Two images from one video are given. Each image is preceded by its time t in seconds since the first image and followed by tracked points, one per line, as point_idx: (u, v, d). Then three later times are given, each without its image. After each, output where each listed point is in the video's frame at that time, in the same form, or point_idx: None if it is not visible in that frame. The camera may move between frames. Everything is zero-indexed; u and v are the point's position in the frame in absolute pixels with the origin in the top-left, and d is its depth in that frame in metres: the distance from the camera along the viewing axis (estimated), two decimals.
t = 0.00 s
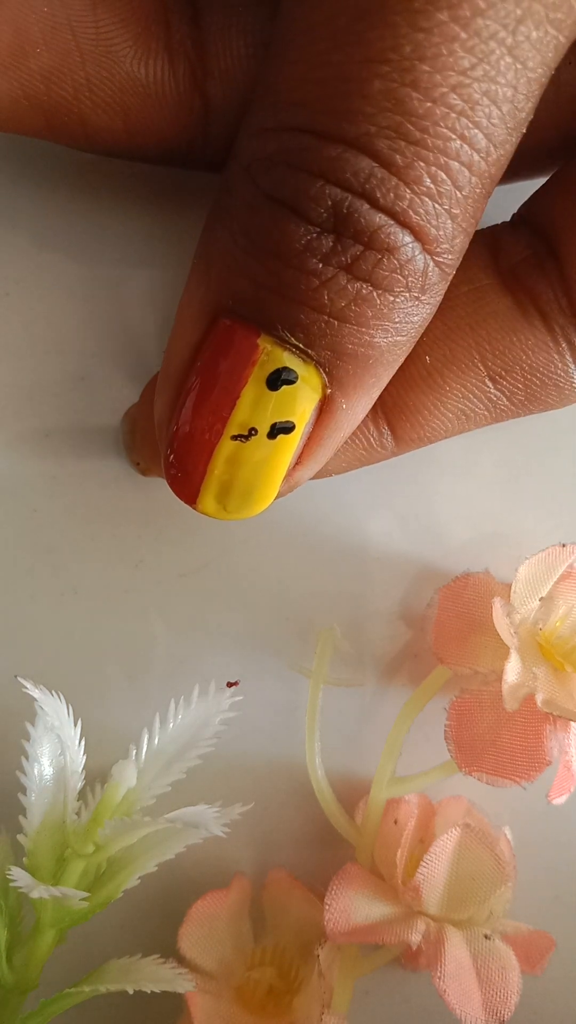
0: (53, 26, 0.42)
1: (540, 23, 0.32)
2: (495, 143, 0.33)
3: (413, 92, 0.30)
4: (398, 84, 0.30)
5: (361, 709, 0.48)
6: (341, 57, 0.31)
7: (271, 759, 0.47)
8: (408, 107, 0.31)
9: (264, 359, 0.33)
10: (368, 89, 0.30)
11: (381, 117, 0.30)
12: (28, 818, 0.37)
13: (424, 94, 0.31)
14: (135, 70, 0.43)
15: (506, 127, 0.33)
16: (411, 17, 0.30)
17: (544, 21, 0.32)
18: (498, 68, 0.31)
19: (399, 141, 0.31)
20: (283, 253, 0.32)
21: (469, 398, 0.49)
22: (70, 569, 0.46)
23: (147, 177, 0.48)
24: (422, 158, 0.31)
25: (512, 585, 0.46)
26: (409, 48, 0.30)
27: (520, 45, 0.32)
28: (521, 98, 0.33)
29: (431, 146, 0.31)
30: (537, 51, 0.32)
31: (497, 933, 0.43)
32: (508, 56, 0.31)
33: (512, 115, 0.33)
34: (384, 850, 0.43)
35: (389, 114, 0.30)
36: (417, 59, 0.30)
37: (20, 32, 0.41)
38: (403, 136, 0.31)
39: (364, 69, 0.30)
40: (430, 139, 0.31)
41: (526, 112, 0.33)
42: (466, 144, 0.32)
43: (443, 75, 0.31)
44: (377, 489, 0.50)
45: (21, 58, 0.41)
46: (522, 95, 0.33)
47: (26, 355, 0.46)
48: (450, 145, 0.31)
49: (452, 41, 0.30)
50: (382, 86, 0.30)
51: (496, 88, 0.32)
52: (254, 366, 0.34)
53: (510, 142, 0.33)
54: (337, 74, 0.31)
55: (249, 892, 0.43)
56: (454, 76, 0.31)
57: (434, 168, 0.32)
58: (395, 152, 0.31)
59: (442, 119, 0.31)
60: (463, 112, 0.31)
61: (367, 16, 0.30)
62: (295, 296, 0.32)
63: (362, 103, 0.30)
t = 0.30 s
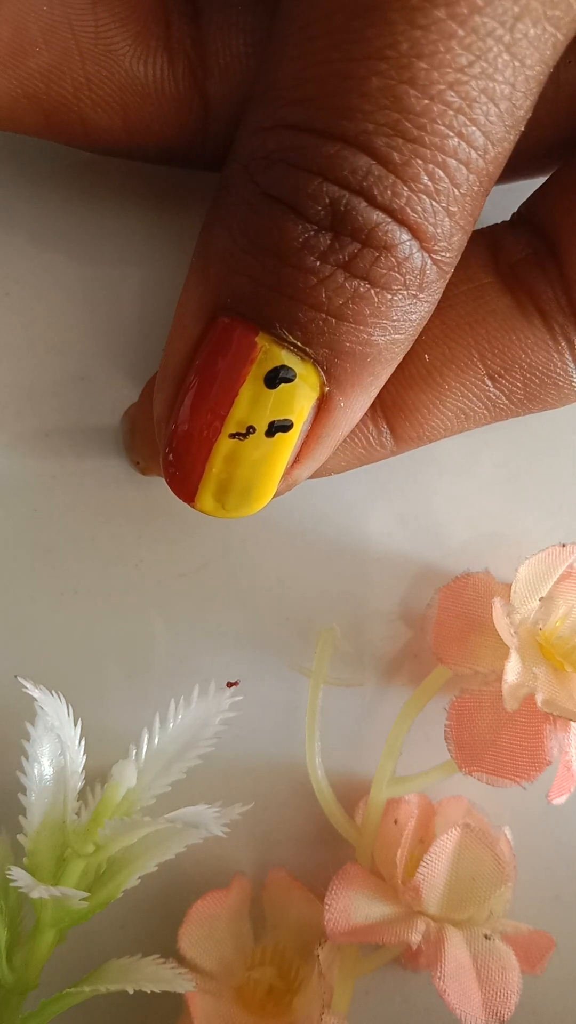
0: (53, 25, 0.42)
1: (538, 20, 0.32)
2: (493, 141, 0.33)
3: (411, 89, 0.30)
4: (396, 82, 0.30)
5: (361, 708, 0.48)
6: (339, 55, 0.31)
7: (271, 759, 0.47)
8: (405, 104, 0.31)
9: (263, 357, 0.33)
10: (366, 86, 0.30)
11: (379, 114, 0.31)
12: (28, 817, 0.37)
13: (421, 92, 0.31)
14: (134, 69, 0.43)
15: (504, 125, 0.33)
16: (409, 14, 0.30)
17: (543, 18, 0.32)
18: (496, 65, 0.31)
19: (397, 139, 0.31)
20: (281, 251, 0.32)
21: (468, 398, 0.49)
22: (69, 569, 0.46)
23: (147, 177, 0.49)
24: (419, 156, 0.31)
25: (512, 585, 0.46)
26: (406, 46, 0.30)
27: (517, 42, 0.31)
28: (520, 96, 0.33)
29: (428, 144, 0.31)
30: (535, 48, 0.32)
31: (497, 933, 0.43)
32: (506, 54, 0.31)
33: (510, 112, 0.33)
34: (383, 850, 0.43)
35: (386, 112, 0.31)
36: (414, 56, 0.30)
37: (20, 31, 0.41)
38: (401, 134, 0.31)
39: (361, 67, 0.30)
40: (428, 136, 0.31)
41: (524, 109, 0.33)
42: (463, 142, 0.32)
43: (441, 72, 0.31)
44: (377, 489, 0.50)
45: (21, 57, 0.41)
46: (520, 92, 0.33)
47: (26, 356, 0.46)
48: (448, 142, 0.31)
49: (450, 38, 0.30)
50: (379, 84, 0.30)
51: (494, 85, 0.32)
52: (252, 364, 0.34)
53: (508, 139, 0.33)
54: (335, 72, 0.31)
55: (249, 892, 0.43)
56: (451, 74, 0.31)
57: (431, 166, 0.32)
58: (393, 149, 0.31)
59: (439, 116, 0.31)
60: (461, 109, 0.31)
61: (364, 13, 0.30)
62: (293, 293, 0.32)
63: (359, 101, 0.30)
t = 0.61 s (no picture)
0: (53, 25, 0.42)
1: (539, 21, 0.32)
2: (494, 141, 0.33)
3: (412, 89, 0.30)
4: (397, 82, 0.30)
5: (361, 708, 0.48)
6: (341, 55, 0.31)
7: (271, 759, 0.47)
8: (407, 104, 0.30)
9: (263, 357, 0.33)
10: (367, 86, 0.30)
11: (380, 114, 0.30)
12: (28, 817, 0.37)
13: (422, 91, 0.30)
14: (134, 68, 0.43)
15: (505, 124, 0.33)
16: (410, 14, 0.30)
17: (543, 19, 0.32)
18: (497, 64, 0.31)
19: (398, 139, 0.31)
20: (282, 251, 0.32)
21: (468, 397, 0.49)
22: (70, 569, 0.46)
23: (147, 177, 0.49)
24: (419, 156, 0.31)
25: (512, 585, 0.46)
26: (407, 45, 0.30)
27: (518, 42, 0.32)
28: (520, 96, 0.33)
29: (429, 144, 0.31)
30: (535, 48, 0.32)
31: (496, 933, 0.43)
32: (507, 53, 0.32)
33: (510, 112, 0.33)
34: (384, 850, 0.43)
35: (387, 112, 0.30)
36: (416, 56, 0.30)
37: (20, 31, 0.41)
38: (401, 134, 0.31)
39: (363, 66, 0.30)
40: (429, 136, 0.31)
41: (524, 110, 0.33)
42: (464, 142, 0.32)
43: (442, 72, 0.31)
44: (377, 488, 0.50)
45: (21, 56, 0.41)
46: (520, 92, 0.33)
47: (26, 355, 0.46)
48: (448, 143, 0.31)
49: (451, 38, 0.30)
50: (381, 84, 0.30)
51: (495, 85, 0.32)
52: (253, 363, 0.33)
53: (509, 139, 0.33)
54: (336, 72, 0.31)
55: (249, 892, 0.43)
56: (452, 73, 0.31)
57: (432, 166, 0.32)
58: (394, 149, 0.31)
59: (440, 116, 0.31)
60: (461, 109, 0.31)
61: (366, 13, 0.30)
62: (294, 294, 0.32)
63: (360, 101, 0.30)
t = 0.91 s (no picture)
0: (53, 25, 0.42)
1: (539, 20, 0.32)
2: (494, 140, 0.33)
3: (412, 89, 0.30)
4: (397, 82, 0.30)
5: (361, 708, 0.48)
6: (341, 55, 0.31)
7: (271, 759, 0.47)
8: (407, 104, 0.31)
9: (263, 357, 0.33)
10: (368, 86, 0.30)
11: (381, 114, 0.30)
12: (28, 817, 0.37)
13: (423, 91, 0.31)
14: (135, 69, 0.43)
15: (505, 124, 0.33)
16: (411, 14, 0.30)
17: (544, 19, 0.32)
18: (497, 65, 0.31)
19: (398, 139, 0.31)
20: (283, 251, 0.32)
21: (467, 397, 0.48)
22: (70, 569, 0.46)
23: (147, 177, 0.49)
24: (420, 155, 0.31)
25: (512, 585, 0.46)
26: (408, 45, 0.30)
27: (519, 42, 0.32)
28: (521, 96, 0.33)
29: (430, 144, 0.31)
30: (536, 48, 0.32)
31: (497, 933, 0.43)
32: (507, 54, 0.32)
33: (510, 112, 0.33)
34: (384, 850, 0.43)
35: (388, 112, 0.30)
36: (416, 56, 0.30)
37: (20, 31, 0.41)
38: (402, 134, 0.31)
39: (363, 66, 0.30)
40: (429, 136, 0.31)
41: (524, 110, 0.33)
42: (465, 142, 0.32)
43: (442, 72, 0.31)
44: (377, 489, 0.50)
45: (21, 57, 0.41)
46: (521, 92, 0.33)
47: (25, 356, 0.46)
48: (449, 142, 0.31)
49: (451, 38, 0.30)
50: (381, 83, 0.30)
51: (495, 85, 0.32)
52: (254, 364, 0.33)
53: (509, 139, 0.33)
54: (336, 72, 0.31)
55: (249, 892, 0.43)
56: (453, 73, 0.31)
57: (433, 165, 0.32)
58: (395, 149, 0.31)
59: (441, 116, 0.31)
60: (462, 109, 0.31)
61: (366, 13, 0.30)
62: (294, 293, 0.32)
63: (361, 100, 0.30)
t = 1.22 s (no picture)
0: (56, 28, 0.41)
1: (542, 25, 0.32)
2: (497, 144, 0.33)
3: (416, 94, 0.30)
4: (401, 86, 0.30)
5: (361, 708, 0.48)
6: (344, 58, 0.31)
7: (271, 758, 0.47)
8: (410, 108, 0.31)
9: (264, 357, 0.33)
10: (371, 90, 0.30)
11: (384, 117, 0.30)
12: (28, 818, 0.37)
13: (426, 95, 0.30)
14: (137, 72, 0.43)
15: (508, 128, 0.33)
16: (414, 18, 0.30)
17: (546, 23, 0.32)
18: (501, 69, 0.31)
19: (401, 142, 0.31)
20: (285, 251, 0.32)
21: (467, 397, 0.48)
22: (70, 569, 0.46)
23: (147, 177, 0.48)
24: (423, 159, 0.31)
25: (512, 585, 0.46)
26: (412, 49, 0.30)
27: (522, 47, 0.31)
28: (523, 100, 0.33)
29: (433, 147, 0.31)
30: (538, 53, 0.32)
31: (496, 933, 0.43)
32: (510, 58, 0.31)
33: (513, 116, 0.33)
34: (384, 850, 0.43)
35: (391, 115, 0.30)
36: (419, 60, 0.30)
37: (22, 33, 0.41)
38: (405, 137, 0.31)
39: (366, 69, 0.30)
40: (432, 140, 0.31)
41: (526, 114, 0.33)
42: (468, 145, 0.32)
43: (445, 77, 0.31)
44: (378, 489, 0.50)
45: (23, 59, 0.41)
46: (524, 97, 0.33)
47: (25, 356, 0.46)
48: (452, 146, 0.32)
49: (455, 43, 0.30)
50: (385, 87, 0.30)
51: (498, 90, 0.32)
52: (254, 364, 0.33)
53: (511, 143, 0.33)
54: (339, 75, 0.31)
55: (249, 892, 0.43)
56: (456, 77, 0.31)
57: (435, 168, 0.32)
58: (398, 152, 0.31)
59: (444, 120, 0.31)
60: (465, 114, 0.31)
61: (369, 18, 0.30)
62: (297, 294, 0.32)
63: (364, 104, 0.30)
